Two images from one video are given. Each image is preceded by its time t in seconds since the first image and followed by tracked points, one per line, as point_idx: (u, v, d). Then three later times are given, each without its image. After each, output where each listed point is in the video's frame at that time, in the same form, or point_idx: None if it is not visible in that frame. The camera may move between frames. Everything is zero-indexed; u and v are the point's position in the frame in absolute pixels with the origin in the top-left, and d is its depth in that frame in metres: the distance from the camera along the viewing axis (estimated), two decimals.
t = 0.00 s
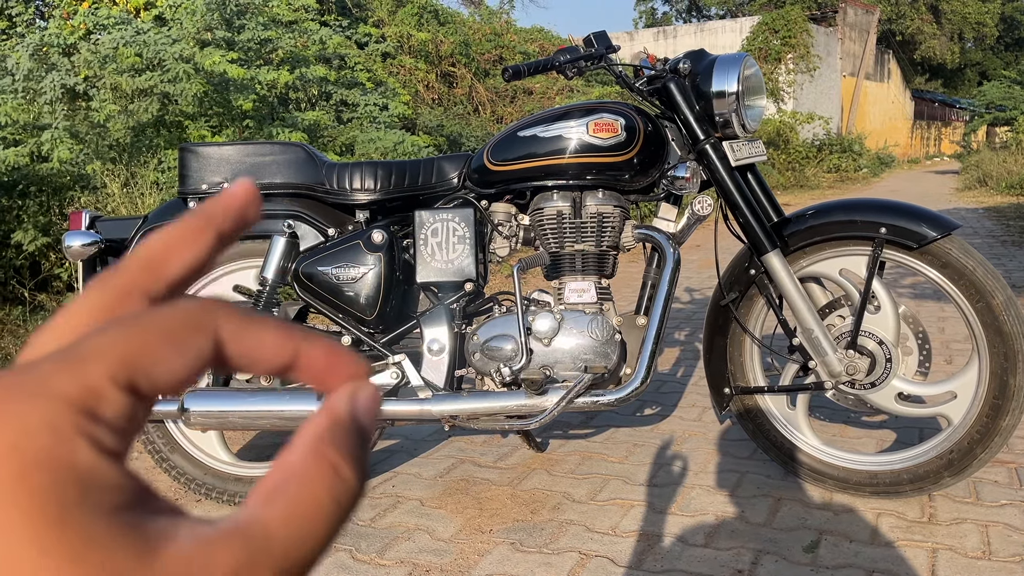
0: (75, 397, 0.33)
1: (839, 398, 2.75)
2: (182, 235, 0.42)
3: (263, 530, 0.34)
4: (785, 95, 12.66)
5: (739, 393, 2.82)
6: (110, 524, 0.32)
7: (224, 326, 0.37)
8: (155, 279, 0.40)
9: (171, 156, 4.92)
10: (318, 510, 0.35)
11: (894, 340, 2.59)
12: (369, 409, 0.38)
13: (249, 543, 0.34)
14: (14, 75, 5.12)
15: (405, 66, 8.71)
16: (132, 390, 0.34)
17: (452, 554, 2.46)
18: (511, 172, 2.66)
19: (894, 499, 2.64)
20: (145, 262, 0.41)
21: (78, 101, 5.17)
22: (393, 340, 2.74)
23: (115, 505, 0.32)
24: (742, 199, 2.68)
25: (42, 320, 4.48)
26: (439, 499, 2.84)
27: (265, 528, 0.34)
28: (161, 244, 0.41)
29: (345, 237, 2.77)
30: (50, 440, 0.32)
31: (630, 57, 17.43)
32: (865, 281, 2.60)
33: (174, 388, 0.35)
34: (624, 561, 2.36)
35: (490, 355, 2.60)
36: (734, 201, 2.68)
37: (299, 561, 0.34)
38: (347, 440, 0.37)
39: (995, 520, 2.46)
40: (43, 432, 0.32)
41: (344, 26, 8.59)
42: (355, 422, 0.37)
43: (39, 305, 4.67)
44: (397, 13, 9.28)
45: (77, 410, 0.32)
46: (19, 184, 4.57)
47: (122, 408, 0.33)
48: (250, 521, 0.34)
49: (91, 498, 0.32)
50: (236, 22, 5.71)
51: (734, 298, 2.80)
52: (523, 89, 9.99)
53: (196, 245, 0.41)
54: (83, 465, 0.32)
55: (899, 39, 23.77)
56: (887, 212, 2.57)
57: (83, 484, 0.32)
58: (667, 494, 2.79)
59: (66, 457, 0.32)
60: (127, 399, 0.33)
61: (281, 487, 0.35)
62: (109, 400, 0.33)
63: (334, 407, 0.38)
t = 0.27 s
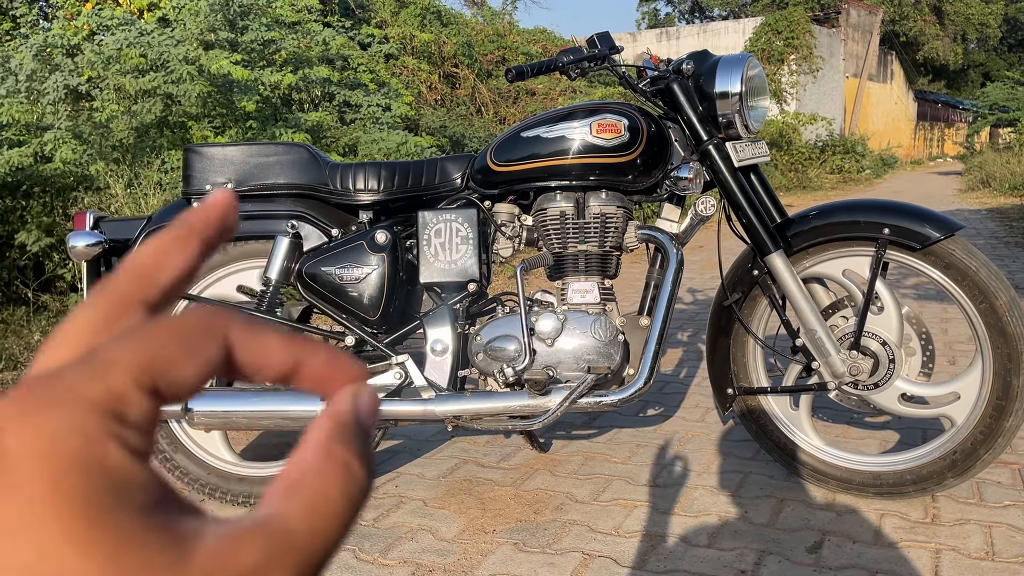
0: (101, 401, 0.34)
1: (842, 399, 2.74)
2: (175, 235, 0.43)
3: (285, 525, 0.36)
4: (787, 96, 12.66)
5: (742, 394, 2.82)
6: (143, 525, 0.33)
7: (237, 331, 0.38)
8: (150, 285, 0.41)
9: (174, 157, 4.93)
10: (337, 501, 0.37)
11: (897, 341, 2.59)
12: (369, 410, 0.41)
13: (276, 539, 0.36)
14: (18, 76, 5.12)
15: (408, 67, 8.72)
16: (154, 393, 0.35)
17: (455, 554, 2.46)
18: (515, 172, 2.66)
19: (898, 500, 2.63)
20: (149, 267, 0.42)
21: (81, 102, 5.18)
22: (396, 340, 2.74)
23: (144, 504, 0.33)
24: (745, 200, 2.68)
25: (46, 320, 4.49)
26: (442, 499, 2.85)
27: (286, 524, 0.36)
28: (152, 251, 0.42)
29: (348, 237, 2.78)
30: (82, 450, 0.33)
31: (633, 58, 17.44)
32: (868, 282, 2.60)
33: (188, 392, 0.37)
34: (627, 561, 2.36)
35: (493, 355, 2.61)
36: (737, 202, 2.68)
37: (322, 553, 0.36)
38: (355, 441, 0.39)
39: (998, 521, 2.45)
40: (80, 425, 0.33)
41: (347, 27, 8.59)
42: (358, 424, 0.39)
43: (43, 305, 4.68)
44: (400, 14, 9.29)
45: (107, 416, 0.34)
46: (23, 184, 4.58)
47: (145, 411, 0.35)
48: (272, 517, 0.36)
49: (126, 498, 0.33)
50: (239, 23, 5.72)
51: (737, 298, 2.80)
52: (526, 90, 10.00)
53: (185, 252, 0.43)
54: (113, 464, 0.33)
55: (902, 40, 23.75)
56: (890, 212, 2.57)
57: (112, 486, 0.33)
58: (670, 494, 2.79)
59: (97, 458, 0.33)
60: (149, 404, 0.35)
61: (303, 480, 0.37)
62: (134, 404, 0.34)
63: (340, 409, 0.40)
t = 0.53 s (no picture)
0: (91, 456, 0.34)
1: (843, 401, 2.75)
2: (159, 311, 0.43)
3: None
4: (789, 97, 12.66)
5: (743, 396, 2.82)
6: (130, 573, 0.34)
7: (218, 387, 0.39)
8: (131, 343, 0.41)
9: (177, 159, 4.95)
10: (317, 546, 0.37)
11: (898, 343, 2.59)
12: (344, 455, 0.41)
13: None
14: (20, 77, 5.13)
15: (410, 69, 8.73)
16: (141, 447, 0.36)
17: (457, 556, 2.47)
18: (517, 175, 2.66)
19: (899, 503, 2.64)
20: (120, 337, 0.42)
21: (84, 104, 5.19)
22: (398, 342, 2.75)
23: (131, 554, 0.34)
24: (746, 203, 2.68)
25: (48, 322, 4.50)
26: (443, 501, 2.85)
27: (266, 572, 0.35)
28: (130, 312, 0.42)
29: (351, 240, 2.78)
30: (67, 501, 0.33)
31: (635, 59, 17.44)
32: (869, 285, 2.60)
33: (177, 445, 0.38)
34: (628, 564, 2.36)
35: (495, 358, 2.61)
36: (739, 205, 2.69)
37: None
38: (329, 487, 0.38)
39: (1000, 524, 2.45)
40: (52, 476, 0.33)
41: (349, 28, 8.59)
42: (333, 468, 0.39)
43: (46, 306, 4.69)
44: (401, 15, 9.30)
45: (97, 470, 0.34)
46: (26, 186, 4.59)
47: (134, 465, 0.35)
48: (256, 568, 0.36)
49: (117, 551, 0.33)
50: (241, 25, 5.72)
51: (739, 301, 2.80)
52: (527, 91, 10.01)
53: (166, 311, 0.43)
54: (103, 518, 0.33)
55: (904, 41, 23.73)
56: (892, 215, 2.57)
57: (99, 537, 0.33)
58: (672, 497, 2.79)
59: (85, 511, 0.33)
60: (136, 458, 0.35)
61: (285, 528, 0.37)
62: (123, 460, 0.35)
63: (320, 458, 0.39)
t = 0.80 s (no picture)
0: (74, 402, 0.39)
1: (845, 401, 2.74)
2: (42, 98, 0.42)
3: (308, 496, 0.45)
4: (791, 98, 12.64)
5: (745, 396, 2.82)
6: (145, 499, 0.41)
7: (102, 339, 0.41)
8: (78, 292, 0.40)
9: (179, 159, 4.94)
10: (360, 465, 0.46)
11: (900, 343, 2.59)
12: (403, 342, 0.51)
13: (296, 509, 0.44)
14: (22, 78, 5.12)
15: (411, 69, 8.73)
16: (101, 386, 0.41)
17: (458, 556, 2.46)
18: (518, 175, 2.66)
19: (900, 503, 2.63)
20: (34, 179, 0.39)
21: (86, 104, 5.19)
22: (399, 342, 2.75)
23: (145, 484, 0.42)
24: (748, 203, 2.68)
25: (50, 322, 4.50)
26: (444, 501, 2.85)
27: (312, 490, 0.45)
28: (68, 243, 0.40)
29: (352, 240, 2.78)
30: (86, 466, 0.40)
31: (636, 60, 17.43)
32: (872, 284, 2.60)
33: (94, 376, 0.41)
34: (630, 564, 2.36)
35: (496, 357, 2.61)
36: (740, 205, 2.69)
37: (351, 516, 0.46)
38: (387, 378, 0.48)
39: (1002, 524, 2.45)
40: (94, 415, 0.39)
41: (350, 29, 8.58)
42: (389, 358, 0.49)
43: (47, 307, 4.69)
44: (403, 16, 9.29)
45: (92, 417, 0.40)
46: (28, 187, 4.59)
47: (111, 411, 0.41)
48: (292, 490, 0.45)
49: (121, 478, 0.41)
50: (243, 25, 5.72)
51: (740, 300, 2.80)
52: (529, 91, 10.00)
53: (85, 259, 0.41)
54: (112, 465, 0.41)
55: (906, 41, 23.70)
56: (894, 215, 2.57)
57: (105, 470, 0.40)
58: (673, 496, 2.79)
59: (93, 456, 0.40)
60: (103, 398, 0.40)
61: (336, 434, 0.46)
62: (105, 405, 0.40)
63: (376, 343, 0.50)
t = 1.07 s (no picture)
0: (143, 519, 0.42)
1: (847, 401, 2.74)
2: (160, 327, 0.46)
3: None
4: (792, 97, 12.65)
5: (746, 396, 2.81)
6: None
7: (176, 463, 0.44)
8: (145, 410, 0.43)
9: (180, 159, 4.95)
10: None
11: (902, 343, 2.58)
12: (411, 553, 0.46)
13: None
14: (22, 78, 5.13)
15: (412, 69, 8.75)
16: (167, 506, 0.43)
17: (459, 556, 2.46)
18: (519, 174, 2.66)
19: (902, 503, 2.63)
20: (169, 364, 0.44)
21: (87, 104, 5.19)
22: (400, 342, 2.75)
23: None
24: (749, 203, 2.68)
25: (51, 322, 4.50)
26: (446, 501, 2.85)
27: None
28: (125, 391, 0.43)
29: (353, 239, 2.78)
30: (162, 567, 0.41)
31: (636, 60, 17.43)
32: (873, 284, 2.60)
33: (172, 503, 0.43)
34: (631, 564, 2.36)
35: (497, 357, 2.60)
36: (742, 204, 2.69)
37: None
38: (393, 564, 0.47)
39: (1004, 523, 2.44)
40: None
41: (351, 29, 8.59)
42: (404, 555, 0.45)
43: (48, 307, 4.70)
44: (404, 16, 9.31)
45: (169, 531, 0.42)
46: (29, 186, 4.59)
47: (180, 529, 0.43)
48: None
49: None
50: (244, 26, 5.72)
51: (742, 300, 2.79)
52: (530, 92, 10.01)
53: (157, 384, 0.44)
54: None
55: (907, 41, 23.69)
56: (896, 214, 2.56)
57: None
58: (675, 496, 2.79)
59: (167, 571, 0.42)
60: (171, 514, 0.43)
61: None
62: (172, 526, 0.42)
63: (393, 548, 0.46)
